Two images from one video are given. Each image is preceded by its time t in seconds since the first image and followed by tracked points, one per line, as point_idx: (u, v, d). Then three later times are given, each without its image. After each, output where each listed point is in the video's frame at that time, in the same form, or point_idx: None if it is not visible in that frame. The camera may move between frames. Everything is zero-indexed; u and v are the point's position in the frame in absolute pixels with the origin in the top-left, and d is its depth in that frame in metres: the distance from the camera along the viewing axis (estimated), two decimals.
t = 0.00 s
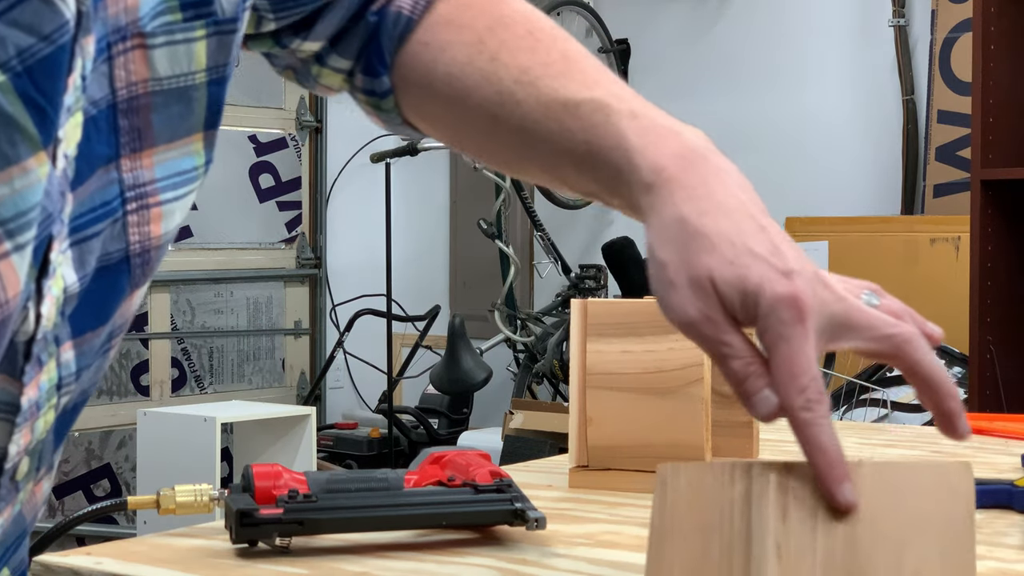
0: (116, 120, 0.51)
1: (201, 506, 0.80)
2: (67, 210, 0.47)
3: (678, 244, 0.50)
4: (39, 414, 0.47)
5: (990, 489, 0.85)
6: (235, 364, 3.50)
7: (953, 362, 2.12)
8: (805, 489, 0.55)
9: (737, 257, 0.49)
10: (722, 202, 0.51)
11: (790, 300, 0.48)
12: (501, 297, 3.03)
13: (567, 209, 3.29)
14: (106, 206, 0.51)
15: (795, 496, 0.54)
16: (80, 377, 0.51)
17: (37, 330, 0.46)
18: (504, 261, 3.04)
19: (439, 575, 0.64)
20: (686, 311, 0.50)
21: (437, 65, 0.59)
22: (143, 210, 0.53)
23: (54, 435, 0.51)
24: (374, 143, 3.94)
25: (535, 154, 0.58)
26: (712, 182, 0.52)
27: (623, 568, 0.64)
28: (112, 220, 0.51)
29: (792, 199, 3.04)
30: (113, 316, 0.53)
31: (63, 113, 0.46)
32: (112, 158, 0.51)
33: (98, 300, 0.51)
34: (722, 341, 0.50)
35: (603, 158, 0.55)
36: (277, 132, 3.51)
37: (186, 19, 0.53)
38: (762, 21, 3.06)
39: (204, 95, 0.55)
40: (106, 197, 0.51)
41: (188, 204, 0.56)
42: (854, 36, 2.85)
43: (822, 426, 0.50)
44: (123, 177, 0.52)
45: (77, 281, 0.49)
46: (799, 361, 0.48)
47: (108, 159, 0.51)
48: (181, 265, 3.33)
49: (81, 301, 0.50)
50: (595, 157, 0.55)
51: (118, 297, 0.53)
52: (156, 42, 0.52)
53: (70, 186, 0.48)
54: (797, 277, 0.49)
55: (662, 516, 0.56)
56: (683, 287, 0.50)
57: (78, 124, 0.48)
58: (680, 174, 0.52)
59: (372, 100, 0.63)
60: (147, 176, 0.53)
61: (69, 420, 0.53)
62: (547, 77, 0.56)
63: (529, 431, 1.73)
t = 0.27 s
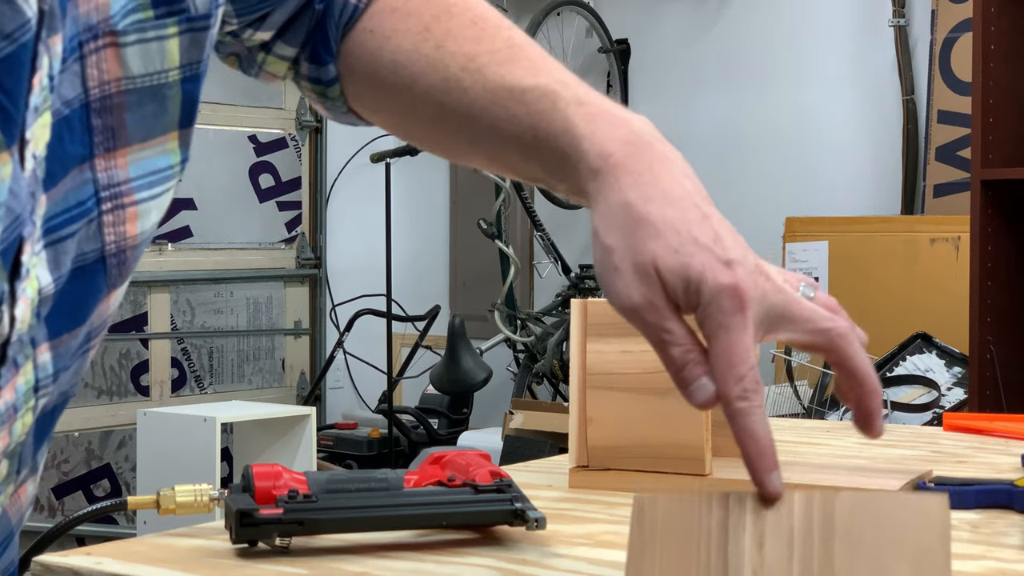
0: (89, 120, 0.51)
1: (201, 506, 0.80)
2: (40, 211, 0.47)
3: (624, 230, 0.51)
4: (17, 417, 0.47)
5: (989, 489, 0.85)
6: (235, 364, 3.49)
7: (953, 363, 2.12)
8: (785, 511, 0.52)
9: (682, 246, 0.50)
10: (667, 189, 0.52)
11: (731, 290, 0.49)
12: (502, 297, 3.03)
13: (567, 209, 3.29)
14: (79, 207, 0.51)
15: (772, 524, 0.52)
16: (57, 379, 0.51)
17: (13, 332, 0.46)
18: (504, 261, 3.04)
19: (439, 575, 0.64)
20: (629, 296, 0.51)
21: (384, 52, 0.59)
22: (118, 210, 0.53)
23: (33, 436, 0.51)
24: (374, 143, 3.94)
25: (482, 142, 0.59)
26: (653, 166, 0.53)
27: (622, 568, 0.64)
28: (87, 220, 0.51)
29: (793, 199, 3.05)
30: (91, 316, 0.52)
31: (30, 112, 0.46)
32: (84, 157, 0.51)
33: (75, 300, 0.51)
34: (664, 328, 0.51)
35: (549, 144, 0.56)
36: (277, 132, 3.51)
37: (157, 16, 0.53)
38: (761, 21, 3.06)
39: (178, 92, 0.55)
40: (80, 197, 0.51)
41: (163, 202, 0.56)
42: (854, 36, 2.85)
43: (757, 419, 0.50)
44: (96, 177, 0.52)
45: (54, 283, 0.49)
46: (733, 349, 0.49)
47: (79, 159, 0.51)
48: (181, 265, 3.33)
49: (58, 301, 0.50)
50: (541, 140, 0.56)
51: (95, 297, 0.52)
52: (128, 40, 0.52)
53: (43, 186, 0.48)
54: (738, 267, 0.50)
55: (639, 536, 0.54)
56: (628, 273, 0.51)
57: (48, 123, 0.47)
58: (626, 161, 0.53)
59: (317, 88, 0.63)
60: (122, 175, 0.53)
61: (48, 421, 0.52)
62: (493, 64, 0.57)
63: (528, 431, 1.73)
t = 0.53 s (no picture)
0: (76, 127, 0.51)
1: (200, 506, 0.80)
2: (25, 218, 0.47)
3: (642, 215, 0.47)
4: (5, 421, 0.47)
5: (989, 489, 0.85)
6: (234, 364, 3.49)
7: (953, 363, 2.12)
8: (790, 499, 0.49)
9: (703, 216, 0.46)
10: (683, 168, 0.49)
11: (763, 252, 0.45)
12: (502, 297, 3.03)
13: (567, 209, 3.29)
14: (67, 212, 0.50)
15: (778, 516, 0.49)
16: (47, 383, 0.51)
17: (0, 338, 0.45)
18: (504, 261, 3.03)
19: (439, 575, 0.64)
20: (649, 285, 0.46)
21: (397, 64, 0.60)
22: (105, 216, 0.52)
23: (23, 441, 0.51)
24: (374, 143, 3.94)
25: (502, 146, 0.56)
26: (666, 153, 0.50)
27: (622, 568, 0.64)
28: (75, 226, 0.51)
29: (792, 199, 3.05)
30: (80, 322, 0.52)
31: (12, 121, 0.46)
32: (70, 163, 0.51)
33: (63, 305, 0.51)
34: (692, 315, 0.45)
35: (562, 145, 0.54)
36: (277, 132, 3.52)
37: (145, 23, 0.53)
38: (761, 21, 3.06)
39: (165, 98, 0.55)
40: (68, 201, 0.51)
41: (153, 207, 0.55)
42: (854, 36, 2.85)
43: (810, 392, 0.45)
44: (84, 182, 0.51)
45: (40, 289, 0.49)
46: (775, 327, 0.45)
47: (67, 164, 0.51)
48: (181, 265, 3.33)
49: (46, 307, 0.50)
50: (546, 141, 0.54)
51: (85, 302, 0.52)
52: (113, 48, 0.52)
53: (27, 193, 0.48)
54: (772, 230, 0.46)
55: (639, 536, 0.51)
56: (647, 259, 0.46)
57: (31, 130, 0.47)
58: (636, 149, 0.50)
59: (334, 108, 0.65)
60: (111, 180, 0.53)
61: (40, 424, 0.52)
62: (507, 67, 0.56)
63: (529, 431, 1.73)
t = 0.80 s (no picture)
0: (72, 118, 0.53)
1: (200, 506, 0.80)
2: (23, 208, 0.48)
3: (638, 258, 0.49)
4: (5, 413, 0.48)
5: (989, 489, 0.85)
6: (234, 364, 3.49)
7: (953, 362, 2.12)
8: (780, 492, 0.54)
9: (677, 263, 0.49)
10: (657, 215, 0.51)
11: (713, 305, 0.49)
12: (501, 297, 3.03)
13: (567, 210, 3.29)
14: (64, 203, 0.52)
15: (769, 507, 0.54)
16: (48, 374, 0.52)
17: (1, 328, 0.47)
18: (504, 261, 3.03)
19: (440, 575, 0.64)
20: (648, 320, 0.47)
21: (422, 80, 0.59)
22: (104, 206, 0.54)
23: (25, 431, 0.51)
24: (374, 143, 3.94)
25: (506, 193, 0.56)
26: (616, 250, 0.47)
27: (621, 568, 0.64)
28: (73, 216, 0.53)
29: (792, 199, 3.05)
30: (78, 313, 0.54)
31: (10, 110, 0.48)
32: (68, 155, 0.53)
33: (63, 295, 0.53)
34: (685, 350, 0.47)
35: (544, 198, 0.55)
36: (277, 131, 3.52)
37: (142, 15, 0.55)
38: (761, 21, 3.06)
39: (163, 90, 0.57)
40: (65, 193, 0.52)
41: (151, 199, 0.57)
42: (854, 36, 2.85)
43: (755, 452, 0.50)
44: (80, 173, 0.53)
45: (40, 279, 0.50)
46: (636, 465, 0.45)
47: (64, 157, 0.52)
48: (181, 265, 3.33)
49: (45, 297, 0.51)
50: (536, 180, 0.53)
51: (85, 292, 0.54)
52: (109, 39, 0.54)
53: (27, 182, 0.50)
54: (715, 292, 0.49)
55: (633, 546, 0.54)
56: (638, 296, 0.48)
57: (28, 121, 0.49)
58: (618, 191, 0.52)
59: (368, 109, 0.65)
60: (109, 171, 0.55)
61: (41, 416, 0.53)
62: (508, 108, 0.54)
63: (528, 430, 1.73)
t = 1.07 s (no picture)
0: (79, 111, 0.51)
1: (200, 507, 0.80)
2: (29, 200, 0.47)
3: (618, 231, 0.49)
4: (12, 405, 0.47)
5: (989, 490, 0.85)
6: (235, 364, 3.50)
7: (953, 362, 2.12)
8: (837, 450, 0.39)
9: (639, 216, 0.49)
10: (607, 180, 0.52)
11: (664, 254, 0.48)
12: (501, 297, 3.03)
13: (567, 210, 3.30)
14: (71, 195, 0.50)
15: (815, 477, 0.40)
16: (54, 367, 0.50)
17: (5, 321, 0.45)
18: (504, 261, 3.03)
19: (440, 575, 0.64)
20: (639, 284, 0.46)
21: (380, 84, 0.60)
22: (111, 199, 0.53)
23: (32, 424, 0.50)
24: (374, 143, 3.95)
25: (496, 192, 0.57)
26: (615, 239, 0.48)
27: (620, 567, 0.64)
28: (80, 209, 0.51)
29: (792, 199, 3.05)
30: (85, 307, 0.52)
31: (12, 99, 0.46)
32: (74, 147, 0.51)
33: (70, 290, 0.51)
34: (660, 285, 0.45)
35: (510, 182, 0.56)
36: (277, 132, 3.52)
37: (148, 8, 0.54)
38: (761, 20, 3.06)
39: (170, 81, 0.55)
40: (71, 185, 0.51)
41: (157, 192, 0.56)
42: (853, 36, 2.85)
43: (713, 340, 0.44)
44: (87, 165, 0.52)
45: (47, 273, 0.49)
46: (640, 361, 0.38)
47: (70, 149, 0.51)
48: (182, 265, 3.33)
49: (52, 291, 0.50)
50: (509, 179, 0.56)
51: (91, 288, 0.52)
52: (116, 32, 0.53)
53: (33, 174, 0.48)
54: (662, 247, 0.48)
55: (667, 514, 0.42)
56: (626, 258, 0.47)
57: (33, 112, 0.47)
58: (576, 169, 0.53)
59: (318, 115, 0.64)
60: (115, 164, 0.53)
61: (48, 411, 0.52)
62: (495, 100, 0.56)
63: (528, 430, 1.73)
